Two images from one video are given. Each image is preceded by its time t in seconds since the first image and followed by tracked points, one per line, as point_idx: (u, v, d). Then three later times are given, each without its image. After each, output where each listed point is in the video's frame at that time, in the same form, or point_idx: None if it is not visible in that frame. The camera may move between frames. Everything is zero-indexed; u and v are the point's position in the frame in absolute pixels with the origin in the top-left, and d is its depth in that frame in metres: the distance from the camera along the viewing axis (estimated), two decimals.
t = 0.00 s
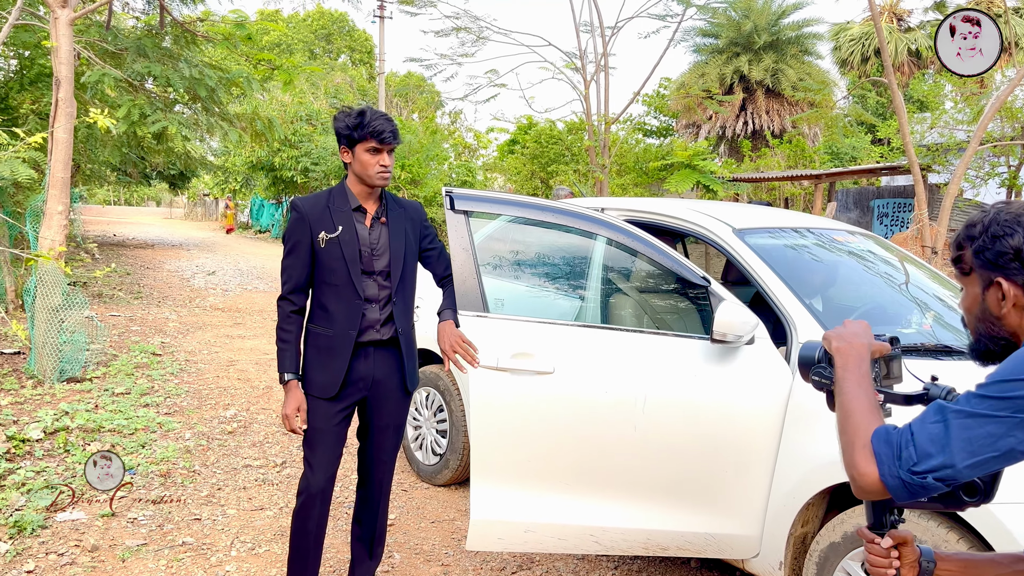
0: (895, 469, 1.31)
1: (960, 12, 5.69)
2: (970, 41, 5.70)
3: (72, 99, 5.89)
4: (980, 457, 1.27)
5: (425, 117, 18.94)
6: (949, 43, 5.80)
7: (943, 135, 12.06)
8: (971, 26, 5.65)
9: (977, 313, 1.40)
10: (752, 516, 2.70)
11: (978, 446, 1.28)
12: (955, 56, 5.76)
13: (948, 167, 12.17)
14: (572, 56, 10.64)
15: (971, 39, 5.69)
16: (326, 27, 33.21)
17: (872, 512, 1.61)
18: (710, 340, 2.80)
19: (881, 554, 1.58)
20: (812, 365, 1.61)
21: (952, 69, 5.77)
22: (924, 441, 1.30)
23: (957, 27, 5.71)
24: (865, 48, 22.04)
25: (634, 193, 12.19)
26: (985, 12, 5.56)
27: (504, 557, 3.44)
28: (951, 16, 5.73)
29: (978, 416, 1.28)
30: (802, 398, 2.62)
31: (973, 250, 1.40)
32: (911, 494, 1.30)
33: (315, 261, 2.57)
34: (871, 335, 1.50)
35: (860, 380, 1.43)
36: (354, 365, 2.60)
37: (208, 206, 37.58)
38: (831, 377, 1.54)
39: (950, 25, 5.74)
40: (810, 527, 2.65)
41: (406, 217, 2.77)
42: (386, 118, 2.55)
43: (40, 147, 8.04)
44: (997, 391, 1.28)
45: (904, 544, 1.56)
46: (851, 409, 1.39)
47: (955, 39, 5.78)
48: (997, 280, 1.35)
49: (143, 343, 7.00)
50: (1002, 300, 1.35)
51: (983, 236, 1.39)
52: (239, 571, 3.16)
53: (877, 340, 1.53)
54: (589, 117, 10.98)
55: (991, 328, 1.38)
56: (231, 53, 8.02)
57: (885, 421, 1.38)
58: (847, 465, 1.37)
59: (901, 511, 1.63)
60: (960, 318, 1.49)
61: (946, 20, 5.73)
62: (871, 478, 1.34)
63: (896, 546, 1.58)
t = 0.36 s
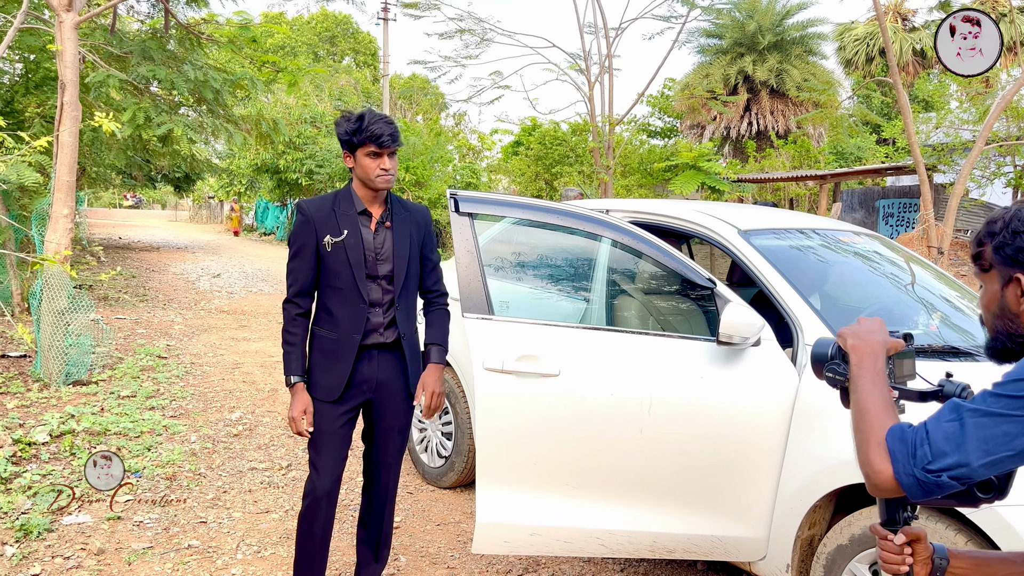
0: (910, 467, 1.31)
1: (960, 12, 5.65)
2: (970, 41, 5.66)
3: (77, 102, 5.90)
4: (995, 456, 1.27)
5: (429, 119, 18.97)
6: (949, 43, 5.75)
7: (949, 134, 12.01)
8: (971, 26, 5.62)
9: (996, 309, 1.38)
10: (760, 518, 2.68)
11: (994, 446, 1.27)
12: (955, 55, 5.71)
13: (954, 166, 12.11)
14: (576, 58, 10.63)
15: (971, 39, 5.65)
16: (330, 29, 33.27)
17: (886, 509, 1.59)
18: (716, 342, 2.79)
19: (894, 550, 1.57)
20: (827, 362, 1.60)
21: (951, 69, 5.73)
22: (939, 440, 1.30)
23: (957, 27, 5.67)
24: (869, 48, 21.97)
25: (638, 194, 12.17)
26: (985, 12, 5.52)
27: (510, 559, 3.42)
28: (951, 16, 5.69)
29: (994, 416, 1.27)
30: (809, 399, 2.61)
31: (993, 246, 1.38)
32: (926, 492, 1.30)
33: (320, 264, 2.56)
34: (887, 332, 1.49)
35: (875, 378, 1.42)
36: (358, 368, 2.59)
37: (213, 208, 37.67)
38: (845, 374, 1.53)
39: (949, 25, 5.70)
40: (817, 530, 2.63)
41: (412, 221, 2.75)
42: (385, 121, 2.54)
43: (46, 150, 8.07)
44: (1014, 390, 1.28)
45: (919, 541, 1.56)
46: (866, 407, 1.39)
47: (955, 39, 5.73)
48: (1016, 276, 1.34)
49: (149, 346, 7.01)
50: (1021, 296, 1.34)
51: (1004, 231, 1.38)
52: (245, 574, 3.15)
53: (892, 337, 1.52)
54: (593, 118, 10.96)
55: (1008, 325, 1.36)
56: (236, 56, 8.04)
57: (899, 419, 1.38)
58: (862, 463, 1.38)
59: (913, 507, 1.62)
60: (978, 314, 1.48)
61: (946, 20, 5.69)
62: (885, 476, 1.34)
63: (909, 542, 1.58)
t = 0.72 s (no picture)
0: (927, 471, 1.29)
1: (960, 12, 5.61)
2: (970, 41, 5.62)
3: (84, 104, 5.90)
4: (1015, 459, 1.25)
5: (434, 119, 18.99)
6: (949, 43, 5.71)
7: (956, 135, 11.94)
8: (971, 26, 5.58)
9: (1017, 310, 1.37)
10: (768, 522, 2.66)
11: (1013, 450, 1.25)
12: (955, 55, 5.67)
13: (961, 167, 12.07)
14: (582, 58, 10.63)
15: (971, 39, 5.62)
16: (335, 30, 33.37)
17: (903, 511, 1.57)
18: (723, 344, 2.77)
19: (912, 553, 1.56)
20: (843, 364, 1.58)
21: (951, 69, 5.69)
22: (957, 443, 1.28)
23: (957, 28, 5.63)
24: (875, 48, 21.89)
25: (644, 195, 12.14)
26: (985, 12, 5.48)
27: (517, 561, 3.40)
28: (951, 16, 5.65)
29: (1012, 419, 1.26)
30: (817, 401, 2.59)
31: (1015, 246, 1.37)
32: (943, 495, 1.28)
33: (324, 265, 2.55)
34: (904, 333, 1.47)
35: (892, 380, 1.41)
36: (359, 370, 2.58)
37: (219, 209, 37.74)
38: (863, 375, 1.51)
39: (949, 25, 5.66)
40: (825, 533, 2.61)
41: (417, 225, 2.74)
42: (386, 119, 2.53)
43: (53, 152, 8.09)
44: None
45: (937, 543, 1.54)
46: (882, 410, 1.38)
47: (955, 39, 5.69)
48: None
49: (155, 347, 7.02)
50: None
51: None
52: None
53: (909, 338, 1.49)
54: (599, 119, 10.95)
55: None
56: (242, 56, 8.06)
57: (918, 422, 1.36)
58: (879, 466, 1.36)
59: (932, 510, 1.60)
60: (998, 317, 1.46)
61: (946, 20, 5.65)
62: (903, 481, 1.33)
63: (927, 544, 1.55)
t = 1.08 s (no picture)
0: (940, 471, 1.27)
1: (960, 12, 5.58)
2: (970, 41, 5.57)
3: (92, 104, 5.92)
4: None
5: (441, 120, 19.00)
6: (949, 43, 5.67)
7: (964, 135, 11.87)
8: (971, 26, 5.54)
9: None
10: (776, 523, 2.64)
11: None
12: (955, 55, 5.62)
13: (969, 168, 12.00)
14: (588, 59, 10.61)
15: (971, 39, 5.57)
16: (342, 31, 33.45)
17: (916, 512, 1.55)
18: (732, 345, 2.75)
19: (924, 554, 1.53)
20: (858, 364, 1.56)
21: (951, 69, 5.65)
22: (971, 444, 1.26)
23: (957, 28, 5.59)
24: (883, 49, 21.79)
25: (650, 195, 12.12)
26: (985, 11, 5.44)
27: (523, 562, 3.39)
28: (951, 16, 5.62)
29: None
30: (827, 401, 2.56)
31: None
32: (956, 497, 1.26)
33: (330, 264, 2.54)
34: (920, 333, 1.45)
35: (906, 380, 1.38)
36: (365, 369, 2.57)
37: (226, 209, 37.84)
38: (878, 375, 1.49)
39: (949, 25, 5.62)
40: (833, 535, 2.59)
41: (423, 224, 2.73)
42: (390, 116, 2.52)
43: (61, 151, 8.12)
44: None
45: (950, 544, 1.52)
46: (896, 410, 1.36)
47: (955, 39, 5.65)
48: None
49: (162, 346, 7.03)
50: None
51: None
52: None
53: (924, 338, 1.47)
54: (605, 119, 10.93)
55: None
56: (249, 56, 8.07)
57: (932, 422, 1.34)
58: (892, 466, 1.34)
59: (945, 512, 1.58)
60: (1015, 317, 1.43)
61: (946, 20, 5.61)
62: (916, 481, 1.31)
63: (940, 547, 1.53)
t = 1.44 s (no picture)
0: (948, 475, 1.26)
1: (960, 12, 5.54)
2: (969, 41, 5.53)
3: (99, 104, 5.93)
4: None
5: (447, 120, 19.02)
6: (949, 43, 5.62)
7: (972, 137, 11.79)
8: (971, 26, 5.50)
9: None
10: (783, 525, 2.63)
11: None
12: (955, 55, 5.58)
13: (977, 169, 11.93)
14: (594, 60, 10.60)
15: (971, 39, 5.53)
16: (349, 32, 33.53)
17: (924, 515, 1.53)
18: (739, 346, 2.74)
19: (931, 558, 1.51)
20: (867, 366, 1.55)
21: (950, 69, 5.60)
22: (980, 447, 1.25)
23: (956, 28, 5.55)
24: (890, 50, 21.70)
25: (657, 196, 12.10)
26: (985, 12, 5.41)
27: (528, 564, 3.38)
28: (951, 16, 5.58)
29: None
30: (835, 403, 2.54)
31: None
32: (965, 501, 1.25)
33: (341, 264, 2.54)
34: (931, 334, 1.43)
35: (916, 382, 1.37)
36: (378, 370, 2.57)
37: (232, 209, 37.95)
38: (888, 377, 1.47)
39: (949, 25, 5.58)
40: (841, 538, 2.56)
41: (433, 224, 2.73)
42: (399, 117, 2.53)
43: (69, 151, 8.15)
44: None
45: (957, 548, 1.49)
46: (904, 413, 1.34)
47: (955, 39, 5.61)
48: None
49: (168, 346, 7.04)
50: None
51: None
52: None
53: (935, 340, 1.46)
54: (611, 120, 10.91)
55: None
56: (255, 57, 8.09)
57: (941, 426, 1.33)
58: (899, 468, 1.33)
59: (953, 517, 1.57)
60: None
61: (946, 20, 5.58)
62: (923, 484, 1.29)
63: (947, 550, 1.51)
